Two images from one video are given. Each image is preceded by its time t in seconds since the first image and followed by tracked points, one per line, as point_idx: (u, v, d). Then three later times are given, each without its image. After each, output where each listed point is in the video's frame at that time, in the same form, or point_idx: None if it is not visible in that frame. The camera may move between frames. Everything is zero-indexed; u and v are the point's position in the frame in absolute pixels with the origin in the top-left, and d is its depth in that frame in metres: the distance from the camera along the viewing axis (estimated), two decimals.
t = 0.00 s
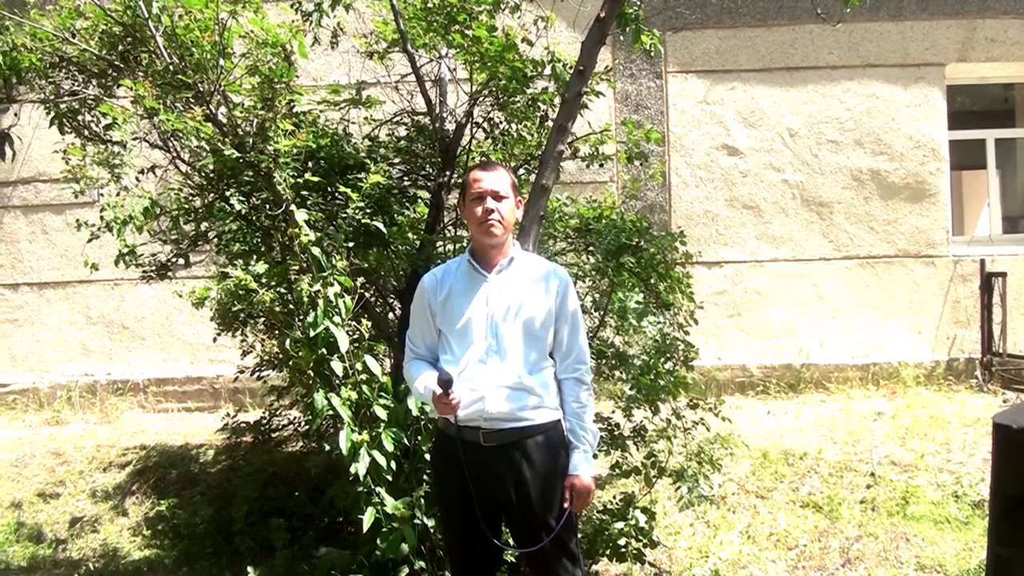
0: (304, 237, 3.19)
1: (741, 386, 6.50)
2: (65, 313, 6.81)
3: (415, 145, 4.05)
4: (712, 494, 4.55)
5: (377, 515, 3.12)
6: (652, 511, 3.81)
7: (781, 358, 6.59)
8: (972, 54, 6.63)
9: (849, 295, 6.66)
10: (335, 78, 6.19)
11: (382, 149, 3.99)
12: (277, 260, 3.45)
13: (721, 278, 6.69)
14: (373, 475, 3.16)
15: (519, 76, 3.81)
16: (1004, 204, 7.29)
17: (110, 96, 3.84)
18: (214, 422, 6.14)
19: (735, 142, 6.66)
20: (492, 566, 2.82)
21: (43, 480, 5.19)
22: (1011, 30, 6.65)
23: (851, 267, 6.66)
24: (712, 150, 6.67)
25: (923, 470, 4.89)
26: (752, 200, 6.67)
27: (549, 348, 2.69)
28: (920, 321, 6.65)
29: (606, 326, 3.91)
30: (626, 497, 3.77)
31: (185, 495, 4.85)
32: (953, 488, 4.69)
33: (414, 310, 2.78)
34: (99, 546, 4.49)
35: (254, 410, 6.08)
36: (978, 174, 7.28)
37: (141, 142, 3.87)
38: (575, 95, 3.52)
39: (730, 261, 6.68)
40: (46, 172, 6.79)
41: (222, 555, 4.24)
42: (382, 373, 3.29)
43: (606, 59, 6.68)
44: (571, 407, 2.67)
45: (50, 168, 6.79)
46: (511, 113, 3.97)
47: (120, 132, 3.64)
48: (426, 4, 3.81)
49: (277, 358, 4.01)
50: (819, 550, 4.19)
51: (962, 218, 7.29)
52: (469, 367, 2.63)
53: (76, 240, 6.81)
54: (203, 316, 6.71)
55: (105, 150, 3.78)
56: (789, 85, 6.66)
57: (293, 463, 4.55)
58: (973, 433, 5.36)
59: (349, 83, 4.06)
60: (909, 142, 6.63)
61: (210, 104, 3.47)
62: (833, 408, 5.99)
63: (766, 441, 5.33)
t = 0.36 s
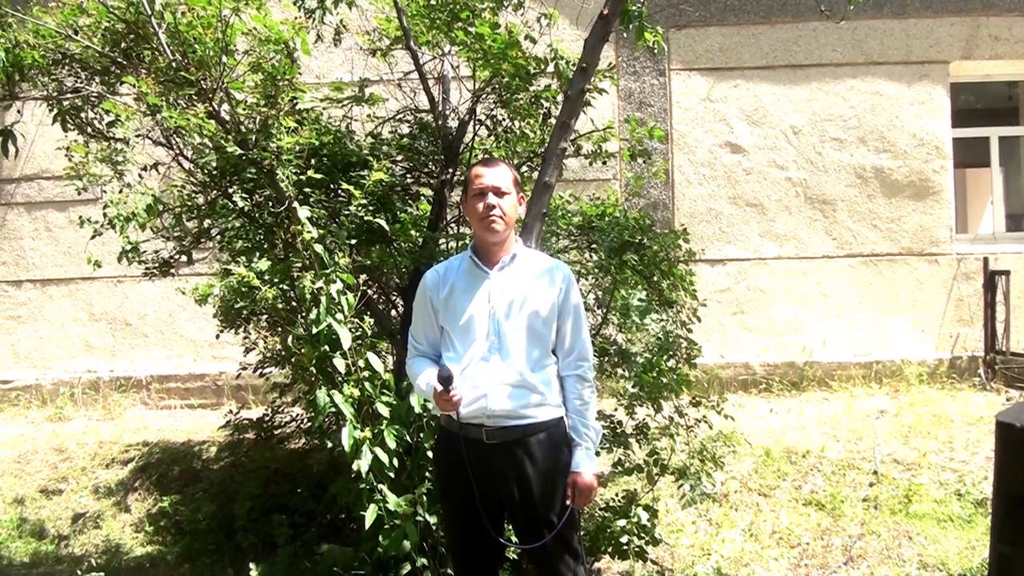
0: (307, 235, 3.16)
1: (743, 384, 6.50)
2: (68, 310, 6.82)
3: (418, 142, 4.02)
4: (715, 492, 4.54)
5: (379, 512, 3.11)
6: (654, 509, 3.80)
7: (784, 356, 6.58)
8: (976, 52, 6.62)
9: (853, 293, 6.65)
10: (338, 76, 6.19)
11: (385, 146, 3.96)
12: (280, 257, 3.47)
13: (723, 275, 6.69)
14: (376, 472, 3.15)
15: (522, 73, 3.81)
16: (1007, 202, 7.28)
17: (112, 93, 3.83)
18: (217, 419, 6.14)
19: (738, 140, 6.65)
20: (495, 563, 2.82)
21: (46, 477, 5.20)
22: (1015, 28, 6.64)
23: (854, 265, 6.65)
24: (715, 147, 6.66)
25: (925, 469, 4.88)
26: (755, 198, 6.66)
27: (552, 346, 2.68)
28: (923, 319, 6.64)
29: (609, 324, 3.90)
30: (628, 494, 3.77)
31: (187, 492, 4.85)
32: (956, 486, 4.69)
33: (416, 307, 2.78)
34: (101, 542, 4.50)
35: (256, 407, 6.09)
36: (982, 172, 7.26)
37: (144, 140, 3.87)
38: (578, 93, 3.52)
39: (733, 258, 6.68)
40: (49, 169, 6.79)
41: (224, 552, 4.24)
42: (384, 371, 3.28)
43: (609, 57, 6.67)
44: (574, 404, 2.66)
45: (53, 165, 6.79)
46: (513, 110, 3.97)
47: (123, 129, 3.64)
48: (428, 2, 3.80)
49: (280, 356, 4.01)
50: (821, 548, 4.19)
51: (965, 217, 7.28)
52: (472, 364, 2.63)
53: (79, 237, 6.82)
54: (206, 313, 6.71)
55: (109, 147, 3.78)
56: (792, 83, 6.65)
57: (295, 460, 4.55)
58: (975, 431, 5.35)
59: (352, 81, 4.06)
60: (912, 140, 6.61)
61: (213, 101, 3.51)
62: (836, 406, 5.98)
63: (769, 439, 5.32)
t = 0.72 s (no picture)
0: (310, 230, 3.17)
1: (746, 380, 6.49)
2: (71, 305, 6.83)
3: (420, 138, 4.02)
4: (717, 488, 4.54)
5: (381, 508, 3.12)
6: (657, 505, 3.80)
7: (787, 353, 6.58)
8: (980, 48, 6.59)
9: (856, 290, 6.64)
10: (341, 72, 6.19)
11: (387, 142, 3.97)
12: (282, 254, 3.45)
13: (726, 272, 6.67)
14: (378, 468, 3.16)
15: (524, 69, 3.81)
16: (1010, 198, 7.26)
17: (115, 89, 3.82)
18: (220, 414, 6.14)
19: (741, 136, 6.64)
20: (497, 560, 2.82)
21: (48, 472, 5.21)
22: (1019, 24, 6.62)
23: (857, 262, 6.64)
24: (718, 144, 6.65)
25: (928, 466, 4.88)
26: (757, 194, 6.65)
27: (554, 342, 2.69)
28: (926, 316, 6.63)
29: (611, 320, 3.89)
30: (630, 491, 3.78)
31: (190, 488, 4.85)
32: (958, 483, 4.68)
33: (418, 304, 2.77)
34: (104, 537, 4.51)
35: (259, 403, 6.09)
36: (985, 168, 7.24)
37: (146, 135, 3.87)
38: (581, 89, 3.51)
39: (736, 255, 6.67)
40: (52, 165, 6.79)
41: (226, 547, 4.24)
42: (386, 367, 3.29)
43: (611, 53, 6.66)
44: (576, 401, 2.67)
45: (55, 161, 6.79)
46: (516, 106, 3.95)
47: (125, 124, 3.64)
48: None
49: (282, 352, 4.01)
50: (824, 545, 4.19)
51: (969, 213, 7.26)
52: (474, 361, 2.62)
53: (81, 233, 6.82)
54: (208, 309, 6.71)
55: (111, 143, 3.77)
56: (795, 79, 6.63)
57: (298, 455, 4.56)
58: (978, 428, 5.35)
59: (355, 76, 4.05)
60: (915, 136, 6.60)
61: (215, 97, 3.49)
62: (839, 403, 5.98)
63: (771, 436, 5.32)
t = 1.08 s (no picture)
0: (310, 226, 3.17)
1: (747, 377, 6.49)
2: (72, 301, 6.83)
3: (421, 134, 4.03)
4: (718, 484, 4.54)
5: (382, 504, 3.11)
6: (657, 502, 3.80)
7: (787, 350, 6.57)
8: (982, 45, 6.58)
9: (857, 286, 6.64)
10: (341, 68, 6.18)
11: (388, 138, 3.98)
12: (283, 249, 3.47)
13: (727, 269, 6.67)
14: (378, 463, 3.15)
15: (525, 65, 3.80)
16: (1012, 196, 7.26)
17: (116, 85, 3.82)
18: (221, 410, 6.15)
19: (742, 133, 6.63)
20: (497, 556, 2.82)
21: (49, 468, 5.21)
22: (1020, 21, 6.61)
23: (858, 259, 6.64)
24: (719, 140, 6.64)
25: (928, 462, 4.88)
26: (758, 191, 6.65)
27: (555, 338, 2.68)
28: (927, 313, 6.63)
29: (612, 316, 3.89)
30: (631, 487, 3.78)
31: (190, 483, 4.86)
32: (959, 480, 4.69)
33: (419, 298, 2.77)
34: (105, 533, 4.52)
35: (260, 399, 6.10)
36: (987, 165, 7.24)
37: (146, 130, 3.86)
38: (582, 85, 3.50)
39: (737, 251, 6.66)
40: (53, 160, 6.80)
41: (226, 543, 4.25)
42: (387, 363, 3.29)
43: (613, 49, 6.65)
44: (577, 397, 2.67)
45: (56, 156, 6.79)
46: (517, 102, 3.94)
47: (126, 120, 3.63)
48: None
49: (283, 347, 4.01)
50: (824, 541, 4.19)
51: (970, 211, 7.25)
52: (475, 356, 2.63)
53: (82, 229, 6.82)
54: (209, 305, 6.72)
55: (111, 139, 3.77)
56: (797, 75, 6.62)
57: (298, 451, 4.56)
58: (979, 425, 5.35)
59: (355, 72, 4.06)
60: (917, 133, 6.59)
61: (216, 92, 3.51)
62: (840, 400, 5.97)
63: (772, 432, 5.32)
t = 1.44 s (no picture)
0: (310, 222, 3.19)
1: (747, 373, 6.49)
2: (72, 297, 6.82)
3: (421, 130, 4.02)
4: (717, 480, 4.54)
5: (381, 500, 3.12)
6: (657, 498, 3.80)
7: (787, 346, 6.57)
8: (982, 41, 6.57)
9: (857, 283, 6.63)
10: (341, 63, 6.16)
11: (388, 134, 3.96)
12: (283, 245, 3.48)
13: (727, 265, 6.67)
14: (377, 459, 3.15)
15: (525, 60, 3.79)
16: (1012, 192, 7.25)
17: (115, 80, 3.81)
18: (221, 406, 6.15)
19: (743, 129, 6.62)
20: (496, 552, 2.83)
21: (49, 463, 5.21)
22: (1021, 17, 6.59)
23: (858, 255, 6.63)
24: (719, 136, 6.63)
25: (928, 459, 4.88)
26: (759, 186, 6.64)
27: (555, 335, 2.68)
28: (927, 309, 6.62)
29: (612, 312, 3.89)
30: (630, 483, 3.78)
31: (190, 479, 4.86)
32: (959, 476, 4.69)
33: (419, 295, 2.77)
34: (104, 528, 4.52)
35: (260, 394, 6.10)
36: (987, 162, 7.23)
37: (146, 126, 3.85)
38: (582, 81, 3.49)
39: (737, 248, 6.66)
40: (53, 156, 6.79)
41: (227, 538, 4.26)
42: (387, 358, 3.28)
43: (613, 44, 6.64)
44: (576, 393, 2.66)
45: (56, 152, 6.79)
46: (517, 98, 3.93)
47: (126, 115, 3.63)
48: None
49: (283, 343, 4.01)
50: (823, 537, 4.20)
51: (970, 207, 7.24)
52: (474, 352, 2.63)
53: (82, 224, 6.81)
54: (209, 301, 6.71)
55: (111, 134, 3.76)
56: (797, 71, 6.61)
57: (298, 447, 4.56)
58: (979, 421, 5.34)
59: (355, 68, 4.05)
60: (917, 129, 6.58)
61: (215, 88, 3.52)
62: (839, 396, 5.97)
63: (772, 428, 5.32)
